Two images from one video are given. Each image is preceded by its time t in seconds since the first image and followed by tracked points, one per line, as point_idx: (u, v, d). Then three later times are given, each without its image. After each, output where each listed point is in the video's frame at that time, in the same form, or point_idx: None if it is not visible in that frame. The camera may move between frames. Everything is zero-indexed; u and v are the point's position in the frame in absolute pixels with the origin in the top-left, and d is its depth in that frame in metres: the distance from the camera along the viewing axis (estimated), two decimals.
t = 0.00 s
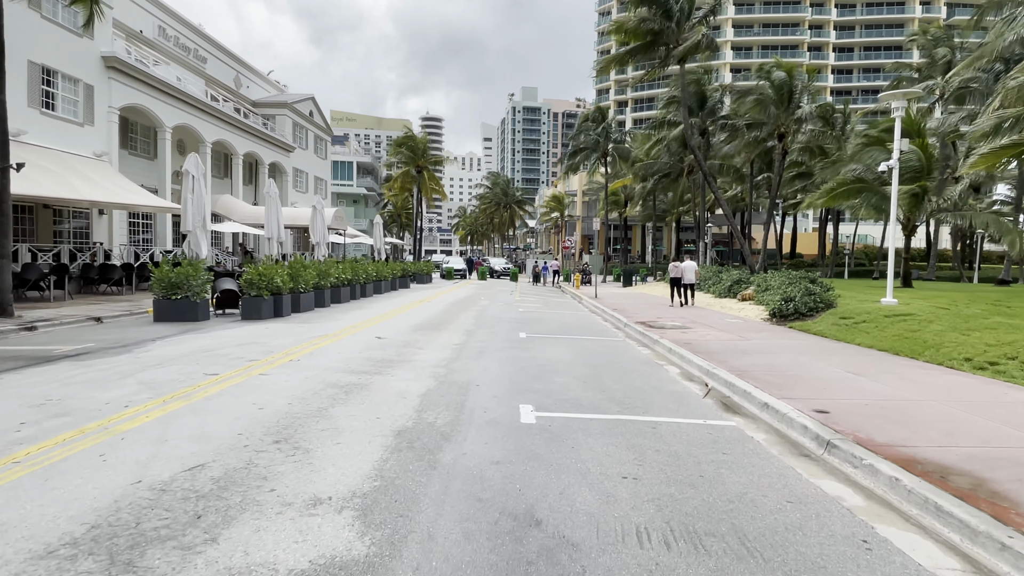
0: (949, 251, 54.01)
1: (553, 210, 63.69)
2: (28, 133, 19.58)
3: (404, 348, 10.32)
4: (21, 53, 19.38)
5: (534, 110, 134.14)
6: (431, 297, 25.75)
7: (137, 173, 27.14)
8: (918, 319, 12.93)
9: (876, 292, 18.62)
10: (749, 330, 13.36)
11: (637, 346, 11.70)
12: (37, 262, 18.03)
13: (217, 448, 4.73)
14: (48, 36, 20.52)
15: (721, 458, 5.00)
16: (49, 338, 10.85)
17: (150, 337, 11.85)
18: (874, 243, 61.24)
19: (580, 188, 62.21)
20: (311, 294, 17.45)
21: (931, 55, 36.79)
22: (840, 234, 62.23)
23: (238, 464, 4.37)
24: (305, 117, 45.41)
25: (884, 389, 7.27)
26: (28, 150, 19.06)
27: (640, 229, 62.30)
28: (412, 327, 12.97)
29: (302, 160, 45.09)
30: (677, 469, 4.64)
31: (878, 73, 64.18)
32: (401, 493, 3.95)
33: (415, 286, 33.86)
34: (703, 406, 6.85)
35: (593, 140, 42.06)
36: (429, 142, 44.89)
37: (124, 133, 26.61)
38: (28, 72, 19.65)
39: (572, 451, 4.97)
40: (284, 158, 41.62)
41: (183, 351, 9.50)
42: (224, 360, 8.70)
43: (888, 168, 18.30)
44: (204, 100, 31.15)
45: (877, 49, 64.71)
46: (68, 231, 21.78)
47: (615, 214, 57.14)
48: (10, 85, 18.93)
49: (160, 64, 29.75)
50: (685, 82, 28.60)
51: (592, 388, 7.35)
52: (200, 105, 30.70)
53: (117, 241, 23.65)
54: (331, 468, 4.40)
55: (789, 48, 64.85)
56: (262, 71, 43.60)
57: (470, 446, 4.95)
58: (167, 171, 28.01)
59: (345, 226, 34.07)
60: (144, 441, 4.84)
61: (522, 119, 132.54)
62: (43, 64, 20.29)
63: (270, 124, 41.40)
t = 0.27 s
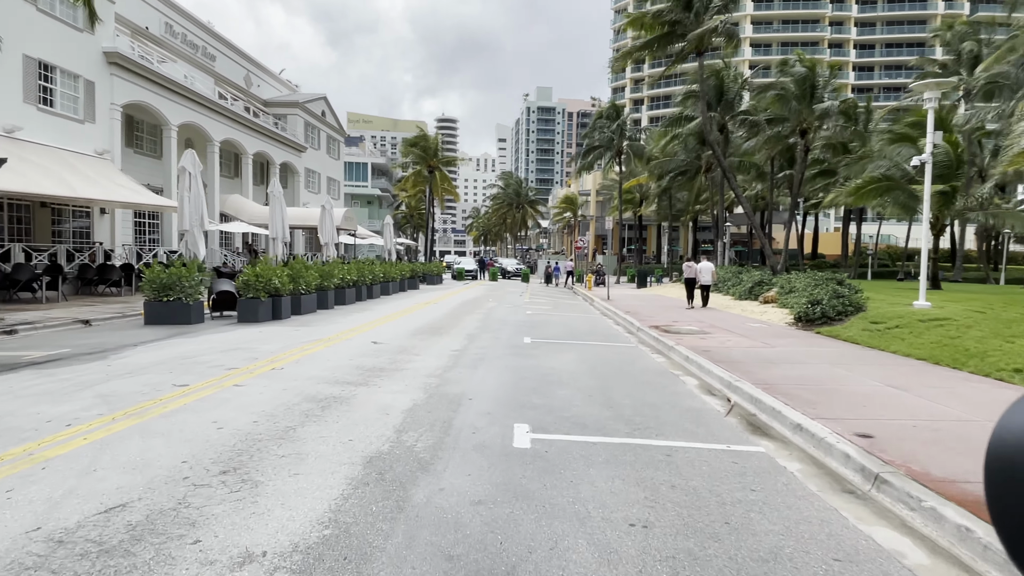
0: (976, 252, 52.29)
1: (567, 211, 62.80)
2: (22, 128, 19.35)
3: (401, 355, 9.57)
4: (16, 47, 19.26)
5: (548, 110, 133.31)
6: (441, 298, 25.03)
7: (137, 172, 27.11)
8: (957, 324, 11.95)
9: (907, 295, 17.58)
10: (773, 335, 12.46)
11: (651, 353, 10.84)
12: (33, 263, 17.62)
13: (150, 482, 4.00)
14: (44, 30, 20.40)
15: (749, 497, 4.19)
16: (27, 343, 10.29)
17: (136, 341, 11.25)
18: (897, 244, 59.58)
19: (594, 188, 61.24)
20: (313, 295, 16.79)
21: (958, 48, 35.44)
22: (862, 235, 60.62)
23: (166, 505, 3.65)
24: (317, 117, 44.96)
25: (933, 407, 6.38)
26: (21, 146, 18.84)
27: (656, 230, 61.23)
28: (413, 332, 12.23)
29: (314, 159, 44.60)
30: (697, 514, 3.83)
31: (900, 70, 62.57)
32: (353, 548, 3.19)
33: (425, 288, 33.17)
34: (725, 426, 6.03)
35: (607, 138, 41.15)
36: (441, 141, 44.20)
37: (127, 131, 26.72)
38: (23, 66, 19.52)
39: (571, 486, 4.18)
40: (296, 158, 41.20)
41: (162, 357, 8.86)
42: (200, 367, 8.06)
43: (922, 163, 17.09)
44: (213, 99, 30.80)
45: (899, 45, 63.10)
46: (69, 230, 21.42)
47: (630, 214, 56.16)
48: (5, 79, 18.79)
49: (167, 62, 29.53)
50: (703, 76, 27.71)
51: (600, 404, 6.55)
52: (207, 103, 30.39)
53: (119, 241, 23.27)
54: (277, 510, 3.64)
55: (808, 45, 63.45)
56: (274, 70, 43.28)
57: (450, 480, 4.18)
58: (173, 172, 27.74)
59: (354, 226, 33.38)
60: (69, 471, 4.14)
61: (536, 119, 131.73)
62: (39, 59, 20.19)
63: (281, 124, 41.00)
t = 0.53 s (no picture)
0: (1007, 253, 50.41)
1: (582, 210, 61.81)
2: (22, 124, 18.99)
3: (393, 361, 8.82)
4: (16, 42, 18.91)
5: (564, 109, 132.26)
6: (450, 298, 24.32)
7: (145, 172, 26.95)
8: (1003, 329, 10.92)
9: (942, 297, 16.47)
10: (799, 341, 11.52)
11: (665, 361, 9.98)
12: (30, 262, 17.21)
13: (44, 528, 3.28)
14: (46, 25, 20.07)
15: (783, 554, 3.35)
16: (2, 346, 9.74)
17: (119, 345, 10.65)
18: (923, 244, 57.73)
19: (610, 186, 60.18)
20: (313, 296, 16.12)
21: (988, 39, 33.94)
22: (886, 235, 58.88)
23: (47, 564, 2.92)
24: (329, 115, 44.56)
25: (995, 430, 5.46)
26: (19, 142, 18.49)
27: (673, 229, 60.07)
28: (411, 335, 11.50)
29: (326, 159, 44.18)
30: None
31: (925, 66, 60.81)
32: None
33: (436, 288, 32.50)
34: (750, 451, 5.18)
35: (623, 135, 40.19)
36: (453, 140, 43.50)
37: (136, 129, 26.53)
38: (23, 61, 19.19)
39: (560, 537, 3.37)
40: (307, 157, 40.77)
41: (133, 363, 8.21)
42: (170, 376, 7.38)
43: (960, 156, 15.81)
44: (222, 97, 30.43)
45: (924, 41, 61.34)
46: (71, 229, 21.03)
47: (647, 213, 55.10)
48: (4, 74, 18.46)
49: (175, 59, 29.23)
50: (722, 69, 26.71)
51: (604, 424, 5.72)
52: (216, 100, 30.03)
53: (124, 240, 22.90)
54: (183, 571, 2.89)
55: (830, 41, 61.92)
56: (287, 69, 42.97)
57: (411, 528, 3.40)
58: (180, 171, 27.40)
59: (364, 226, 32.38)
60: None
61: (552, 118, 130.73)
62: (40, 54, 19.85)
63: (293, 123, 40.57)
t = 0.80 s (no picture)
0: None
1: (599, 209, 60.79)
2: (23, 121, 18.59)
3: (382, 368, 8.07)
4: (19, 37, 18.48)
5: (582, 108, 131.07)
6: (462, 299, 23.59)
7: (149, 168, 26.64)
8: None
9: (982, 300, 15.33)
10: (829, 347, 10.56)
11: (681, 369, 9.10)
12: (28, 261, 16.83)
13: None
14: (50, 20, 19.67)
15: None
16: None
17: (99, 348, 10.05)
18: (953, 244, 55.75)
19: (628, 185, 59.06)
20: (313, 297, 15.48)
21: None
22: (914, 235, 56.97)
23: None
24: (343, 114, 44.16)
25: None
26: (20, 140, 18.08)
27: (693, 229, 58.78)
28: (410, 339, 10.77)
29: (340, 157, 43.79)
30: None
31: (955, 60, 58.79)
32: None
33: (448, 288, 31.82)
34: (783, 487, 4.32)
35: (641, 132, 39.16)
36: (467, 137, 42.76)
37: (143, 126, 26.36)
38: (26, 57, 18.76)
39: None
40: (320, 156, 40.36)
41: (100, 370, 7.56)
42: (132, 385, 6.71)
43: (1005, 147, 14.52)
44: (232, 94, 30.05)
45: (954, 34, 59.33)
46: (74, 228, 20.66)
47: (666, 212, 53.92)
48: (6, 69, 18.06)
49: (185, 57, 28.89)
50: (745, 60, 25.60)
51: (608, 448, 4.90)
52: (225, 98, 29.62)
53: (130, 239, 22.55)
54: None
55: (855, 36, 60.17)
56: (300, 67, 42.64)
57: None
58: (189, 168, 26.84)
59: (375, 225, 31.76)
60: None
61: (570, 117, 129.61)
62: (43, 50, 19.42)
63: (306, 121, 40.16)
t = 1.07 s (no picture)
0: None
1: (620, 208, 59.65)
2: (30, 119, 18.24)
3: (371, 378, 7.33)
4: (26, 33, 18.09)
5: (603, 107, 129.71)
6: (476, 300, 22.85)
7: (160, 165, 26.43)
8: None
9: None
10: (869, 357, 9.57)
11: (704, 381, 8.22)
12: (32, 261, 16.49)
13: None
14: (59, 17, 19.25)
15: None
16: None
17: (82, 352, 9.49)
18: (990, 245, 53.54)
19: (649, 184, 57.83)
20: (316, 298, 14.86)
21: None
22: (948, 235, 54.86)
23: None
24: (360, 112, 43.73)
25: None
26: (27, 137, 17.70)
27: (716, 228, 57.45)
28: (410, 344, 10.04)
29: (357, 156, 43.43)
30: None
31: (993, 54, 56.53)
32: None
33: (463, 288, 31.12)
34: (830, 542, 3.47)
35: (664, 128, 38.07)
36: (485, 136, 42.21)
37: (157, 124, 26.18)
38: (34, 53, 18.36)
39: None
40: (337, 155, 39.99)
41: (64, 379, 6.95)
42: (87, 398, 6.05)
43: None
44: (247, 92, 29.73)
45: (991, 27, 57.06)
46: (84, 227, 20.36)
47: (688, 211, 52.67)
48: (13, 66, 17.69)
49: (199, 55, 28.65)
50: (772, 51, 24.44)
51: (614, 486, 4.08)
52: (240, 96, 29.29)
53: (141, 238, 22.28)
54: None
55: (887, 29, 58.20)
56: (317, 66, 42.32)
57: None
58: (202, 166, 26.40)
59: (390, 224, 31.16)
60: None
61: (591, 116, 128.33)
62: (52, 47, 19.00)
63: (323, 120, 39.80)
